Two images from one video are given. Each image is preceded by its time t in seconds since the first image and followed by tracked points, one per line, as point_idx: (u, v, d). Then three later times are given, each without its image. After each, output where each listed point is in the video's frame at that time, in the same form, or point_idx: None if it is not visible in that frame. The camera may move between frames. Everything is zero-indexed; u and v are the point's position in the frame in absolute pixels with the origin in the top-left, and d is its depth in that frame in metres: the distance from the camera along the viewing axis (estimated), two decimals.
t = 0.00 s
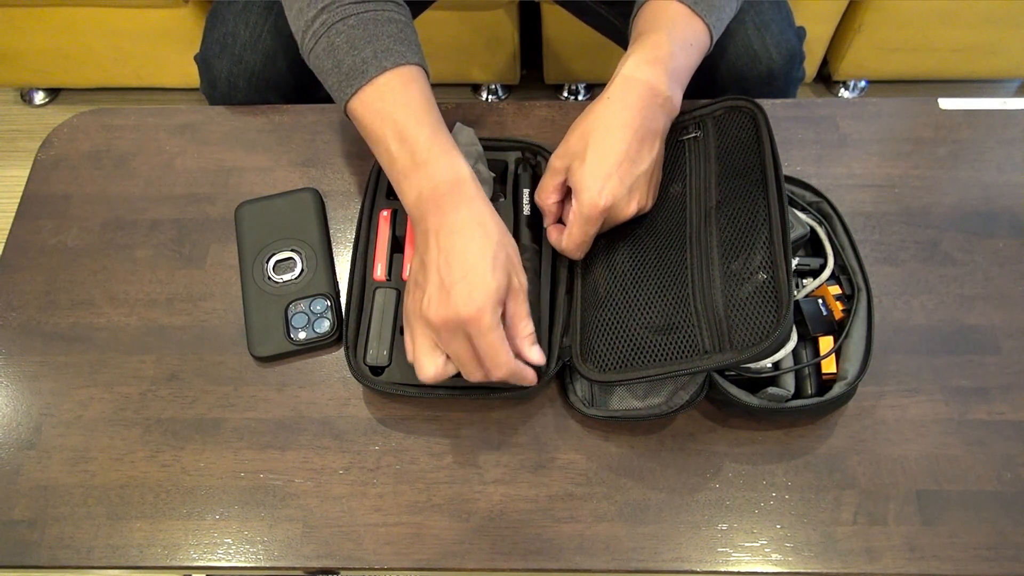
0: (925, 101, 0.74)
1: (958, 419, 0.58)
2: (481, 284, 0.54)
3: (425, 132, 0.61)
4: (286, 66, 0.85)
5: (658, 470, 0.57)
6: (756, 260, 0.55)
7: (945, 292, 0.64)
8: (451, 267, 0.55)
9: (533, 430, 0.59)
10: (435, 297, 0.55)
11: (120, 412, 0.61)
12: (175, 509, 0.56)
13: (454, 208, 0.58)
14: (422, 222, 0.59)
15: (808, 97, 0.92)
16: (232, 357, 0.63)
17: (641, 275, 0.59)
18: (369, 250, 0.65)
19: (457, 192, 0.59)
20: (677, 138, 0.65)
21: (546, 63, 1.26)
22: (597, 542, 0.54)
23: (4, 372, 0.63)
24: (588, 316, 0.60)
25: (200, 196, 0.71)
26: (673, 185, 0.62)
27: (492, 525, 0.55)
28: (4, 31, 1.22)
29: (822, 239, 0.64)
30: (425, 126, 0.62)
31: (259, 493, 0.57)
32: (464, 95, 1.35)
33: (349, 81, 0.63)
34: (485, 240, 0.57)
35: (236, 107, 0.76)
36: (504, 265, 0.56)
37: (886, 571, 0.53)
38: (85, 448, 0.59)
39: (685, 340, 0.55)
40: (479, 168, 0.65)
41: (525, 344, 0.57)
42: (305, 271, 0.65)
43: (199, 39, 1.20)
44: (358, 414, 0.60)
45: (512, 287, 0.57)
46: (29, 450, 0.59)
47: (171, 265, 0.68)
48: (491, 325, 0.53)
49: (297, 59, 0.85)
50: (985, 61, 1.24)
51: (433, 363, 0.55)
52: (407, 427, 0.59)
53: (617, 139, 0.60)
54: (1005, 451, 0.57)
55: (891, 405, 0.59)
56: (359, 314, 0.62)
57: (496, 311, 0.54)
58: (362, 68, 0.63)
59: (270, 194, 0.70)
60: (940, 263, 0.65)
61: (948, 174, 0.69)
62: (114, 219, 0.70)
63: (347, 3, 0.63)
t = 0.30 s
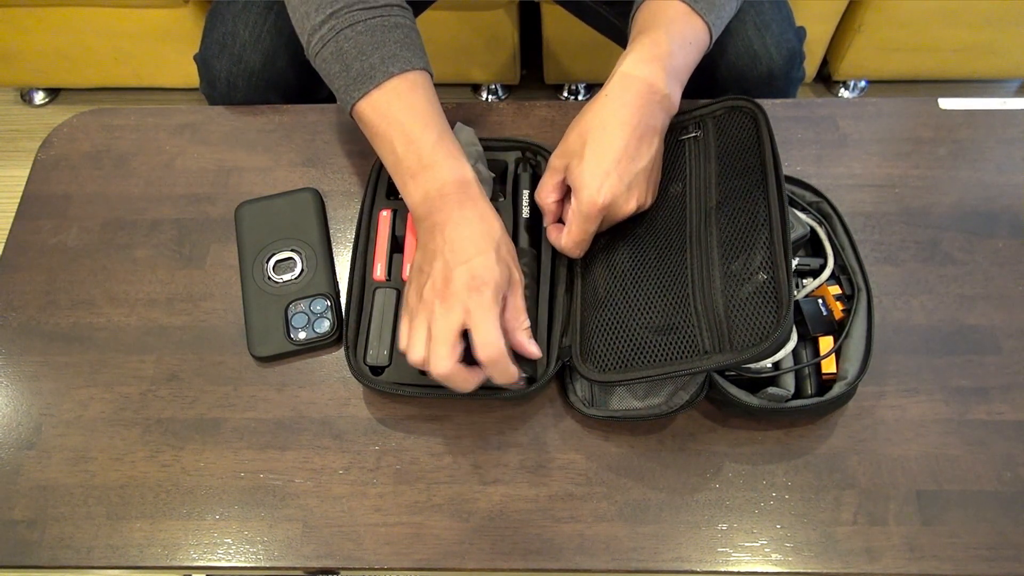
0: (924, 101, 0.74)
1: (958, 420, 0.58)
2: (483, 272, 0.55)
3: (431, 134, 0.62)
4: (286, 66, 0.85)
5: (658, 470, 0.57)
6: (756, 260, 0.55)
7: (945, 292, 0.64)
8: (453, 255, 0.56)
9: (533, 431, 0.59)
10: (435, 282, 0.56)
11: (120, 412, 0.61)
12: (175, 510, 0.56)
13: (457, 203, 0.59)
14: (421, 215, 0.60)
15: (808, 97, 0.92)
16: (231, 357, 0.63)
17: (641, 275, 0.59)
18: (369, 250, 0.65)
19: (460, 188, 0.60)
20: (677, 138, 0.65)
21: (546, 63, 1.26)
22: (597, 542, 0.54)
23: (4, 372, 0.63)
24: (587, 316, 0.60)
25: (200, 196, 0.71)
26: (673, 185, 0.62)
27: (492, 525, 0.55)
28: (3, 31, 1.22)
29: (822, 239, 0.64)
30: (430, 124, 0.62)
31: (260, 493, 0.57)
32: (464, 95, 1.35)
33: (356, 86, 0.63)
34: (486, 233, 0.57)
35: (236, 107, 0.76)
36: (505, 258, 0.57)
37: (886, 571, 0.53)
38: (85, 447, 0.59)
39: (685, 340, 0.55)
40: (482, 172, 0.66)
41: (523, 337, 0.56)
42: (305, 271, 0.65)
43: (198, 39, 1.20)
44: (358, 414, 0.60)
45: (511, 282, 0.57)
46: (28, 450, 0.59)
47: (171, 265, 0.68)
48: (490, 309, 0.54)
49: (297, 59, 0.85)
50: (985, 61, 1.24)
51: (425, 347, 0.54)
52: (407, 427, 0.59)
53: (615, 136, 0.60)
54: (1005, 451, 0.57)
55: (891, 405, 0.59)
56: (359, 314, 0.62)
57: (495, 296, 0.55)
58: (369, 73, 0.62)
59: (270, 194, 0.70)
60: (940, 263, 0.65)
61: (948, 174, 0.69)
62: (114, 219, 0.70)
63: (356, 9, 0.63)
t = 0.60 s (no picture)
0: (924, 101, 0.74)
1: (958, 420, 0.58)
2: (479, 282, 0.55)
3: (430, 136, 0.62)
4: (286, 66, 0.85)
5: (658, 470, 0.57)
6: (756, 260, 0.55)
7: (945, 292, 0.64)
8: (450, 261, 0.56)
9: (533, 431, 0.59)
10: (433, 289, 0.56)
11: (120, 412, 0.61)
12: (175, 509, 0.56)
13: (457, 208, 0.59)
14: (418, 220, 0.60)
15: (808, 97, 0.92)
16: (231, 357, 0.63)
17: (641, 275, 0.59)
18: (369, 251, 0.65)
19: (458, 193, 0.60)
20: (676, 138, 0.65)
21: (546, 62, 1.26)
22: (597, 541, 0.54)
23: (4, 372, 0.63)
24: (587, 316, 0.60)
25: (200, 196, 0.71)
26: (672, 184, 0.62)
27: (492, 525, 0.55)
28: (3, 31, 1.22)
29: (822, 240, 0.64)
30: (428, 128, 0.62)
31: (260, 493, 0.57)
32: (464, 95, 1.35)
33: (356, 82, 0.63)
34: (484, 240, 0.58)
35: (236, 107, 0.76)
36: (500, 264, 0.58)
37: (886, 572, 0.53)
38: (85, 447, 0.59)
39: (685, 340, 0.55)
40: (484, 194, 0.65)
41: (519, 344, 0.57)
42: (305, 271, 0.65)
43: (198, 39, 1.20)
44: (358, 414, 0.60)
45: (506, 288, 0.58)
46: (28, 450, 0.59)
47: (171, 265, 0.68)
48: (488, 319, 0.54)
49: (297, 59, 0.85)
50: (985, 61, 1.24)
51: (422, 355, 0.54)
52: (407, 427, 0.59)
53: (613, 133, 0.60)
54: (1005, 451, 0.57)
55: (891, 405, 0.59)
56: (359, 314, 0.62)
57: (494, 309, 0.55)
58: (370, 69, 0.62)
59: (270, 194, 0.70)
60: (940, 263, 0.65)
61: (948, 174, 0.69)
62: (114, 219, 0.70)
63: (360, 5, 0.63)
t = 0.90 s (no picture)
0: (925, 101, 0.74)
1: (958, 419, 0.58)
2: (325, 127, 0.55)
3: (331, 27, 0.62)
4: (286, 65, 0.85)
5: (658, 470, 0.57)
6: (759, 263, 0.55)
7: (945, 292, 0.64)
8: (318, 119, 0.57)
9: (533, 431, 0.59)
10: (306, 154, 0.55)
11: (120, 412, 0.61)
12: (175, 509, 0.56)
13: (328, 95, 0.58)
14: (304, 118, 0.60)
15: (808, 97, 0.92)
16: (231, 357, 0.63)
17: (642, 275, 0.59)
18: (369, 250, 0.65)
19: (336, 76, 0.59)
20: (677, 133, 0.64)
21: (547, 62, 1.26)
22: (597, 542, 0.55)
23: (3, 372, 0.63)
24: (587, 315, 0.60)
25: (200, 196, 0.71)
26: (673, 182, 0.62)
27: (492, 525, 0.55)
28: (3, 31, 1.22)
29: (822, 239, 0.64)
30: (318, 27, 0.63)
31: (259, 493, 0.57)
32: (464, 95, 1.35)
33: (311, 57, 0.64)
34: (342, 101, 0.57)
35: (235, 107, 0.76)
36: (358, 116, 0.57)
37: (886, 572, 0.53)
38: (85, 447, 0.59)
39: (686, 342, 0.55)
40: (439, 234, 0.62)
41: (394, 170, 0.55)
42: (305, 271, 0.65)
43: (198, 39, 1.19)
44: (358, 414, 0.60)
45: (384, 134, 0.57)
46: (28, 450, 0.59)
47: (171, 265, 0.68)
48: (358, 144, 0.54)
49: (297, 59, 0.85)
50: (985, 61, 1.24)
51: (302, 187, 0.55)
52: (407, 427, 0.59)
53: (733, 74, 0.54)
54: (1004, 451, 0.57)
55: (891, 405, 0.59)
56: (360, 314, 0.63)
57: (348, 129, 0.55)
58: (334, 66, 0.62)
59: (270, 194, 0.70)
60: (940, 263, 0.65)
61: (948, 174, 0.69)
62: (114, 219, 0.70)
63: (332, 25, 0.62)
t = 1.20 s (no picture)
0: (925, 100, 0.74)
1: (958, 419, 0.58)
2: (381, 105, 0.60)
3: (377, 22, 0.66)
4: (286, 65, 0.84)
5: (658, 470, 0.57)
6: (760, 264, 0.55)
7: (945, 292, 0.64)
8: (375, 94, 0.61)
9: (533, 431, 0.59)
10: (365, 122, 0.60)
11: (120, 412, 0.61)
12: (175, 509, 0.57)
13: (382, 76, 0.62)
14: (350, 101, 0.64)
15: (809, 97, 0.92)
16: (231, 357, 0.63)
17: (642, 275, 0.58)
18: (369, 250, 0.65)
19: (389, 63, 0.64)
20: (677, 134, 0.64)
21: (547, 63, 1.26)
22: (598, 542, 0.55)
23: (4, 372, 0.63)
24: (587, 315, 0.60)
25: (201, 196, 0.71)
26: (673, 182, 0.61)
27: (491, 525, 0.55)
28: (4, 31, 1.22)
29: (822, 239, 0.63)
30: (358, 20, 0.66)
31: (259, 493, 0.57)
32: (464, 95, 1.35)
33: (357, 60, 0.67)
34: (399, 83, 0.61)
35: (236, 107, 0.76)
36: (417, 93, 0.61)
37: (885, 571, 0.53)
38: (86, 447, 0.59)
39: (686, 342, 0.55)
40: (432, 221, 0.62)
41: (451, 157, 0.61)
42: (304, 271, 0.65)
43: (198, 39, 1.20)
44: (358, 414, 0.60)
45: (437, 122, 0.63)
46: (28, 450, 0.59)
47: (171, 265, 0.68)
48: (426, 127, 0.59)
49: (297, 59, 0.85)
50: (985, 61, 1.24)
51: (365, 156, 0.59)
52: (407, 427, 0.59)
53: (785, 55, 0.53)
54: (1004, 451, 0.57)
55: (891, 405, 0.59)
56: (359, 314, 0.63)
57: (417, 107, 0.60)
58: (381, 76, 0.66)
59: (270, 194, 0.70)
60: (940, 263, 0.65)
61: (948, 174, 0.69)
62: (114, 219, 0.70)
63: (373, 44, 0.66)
